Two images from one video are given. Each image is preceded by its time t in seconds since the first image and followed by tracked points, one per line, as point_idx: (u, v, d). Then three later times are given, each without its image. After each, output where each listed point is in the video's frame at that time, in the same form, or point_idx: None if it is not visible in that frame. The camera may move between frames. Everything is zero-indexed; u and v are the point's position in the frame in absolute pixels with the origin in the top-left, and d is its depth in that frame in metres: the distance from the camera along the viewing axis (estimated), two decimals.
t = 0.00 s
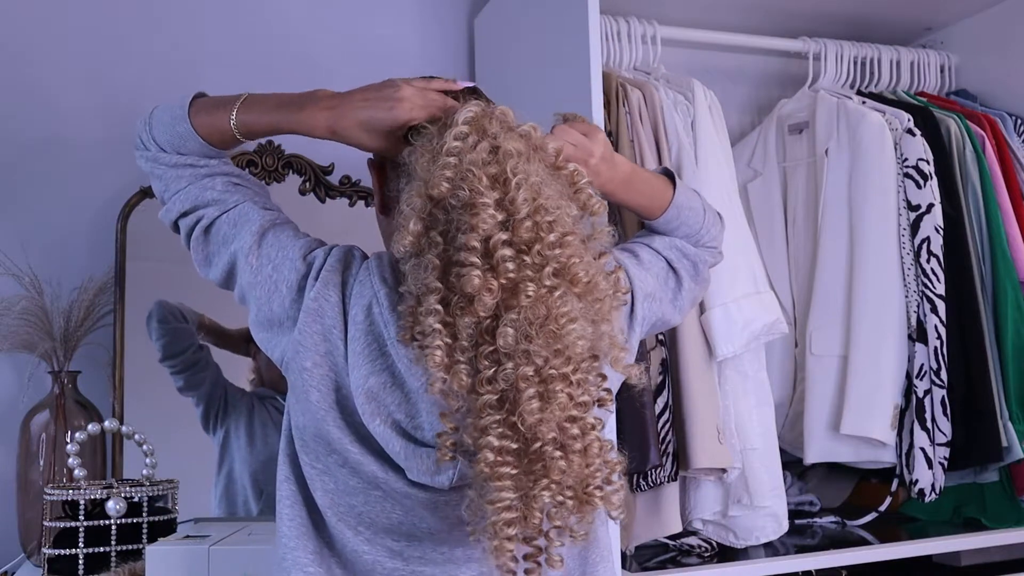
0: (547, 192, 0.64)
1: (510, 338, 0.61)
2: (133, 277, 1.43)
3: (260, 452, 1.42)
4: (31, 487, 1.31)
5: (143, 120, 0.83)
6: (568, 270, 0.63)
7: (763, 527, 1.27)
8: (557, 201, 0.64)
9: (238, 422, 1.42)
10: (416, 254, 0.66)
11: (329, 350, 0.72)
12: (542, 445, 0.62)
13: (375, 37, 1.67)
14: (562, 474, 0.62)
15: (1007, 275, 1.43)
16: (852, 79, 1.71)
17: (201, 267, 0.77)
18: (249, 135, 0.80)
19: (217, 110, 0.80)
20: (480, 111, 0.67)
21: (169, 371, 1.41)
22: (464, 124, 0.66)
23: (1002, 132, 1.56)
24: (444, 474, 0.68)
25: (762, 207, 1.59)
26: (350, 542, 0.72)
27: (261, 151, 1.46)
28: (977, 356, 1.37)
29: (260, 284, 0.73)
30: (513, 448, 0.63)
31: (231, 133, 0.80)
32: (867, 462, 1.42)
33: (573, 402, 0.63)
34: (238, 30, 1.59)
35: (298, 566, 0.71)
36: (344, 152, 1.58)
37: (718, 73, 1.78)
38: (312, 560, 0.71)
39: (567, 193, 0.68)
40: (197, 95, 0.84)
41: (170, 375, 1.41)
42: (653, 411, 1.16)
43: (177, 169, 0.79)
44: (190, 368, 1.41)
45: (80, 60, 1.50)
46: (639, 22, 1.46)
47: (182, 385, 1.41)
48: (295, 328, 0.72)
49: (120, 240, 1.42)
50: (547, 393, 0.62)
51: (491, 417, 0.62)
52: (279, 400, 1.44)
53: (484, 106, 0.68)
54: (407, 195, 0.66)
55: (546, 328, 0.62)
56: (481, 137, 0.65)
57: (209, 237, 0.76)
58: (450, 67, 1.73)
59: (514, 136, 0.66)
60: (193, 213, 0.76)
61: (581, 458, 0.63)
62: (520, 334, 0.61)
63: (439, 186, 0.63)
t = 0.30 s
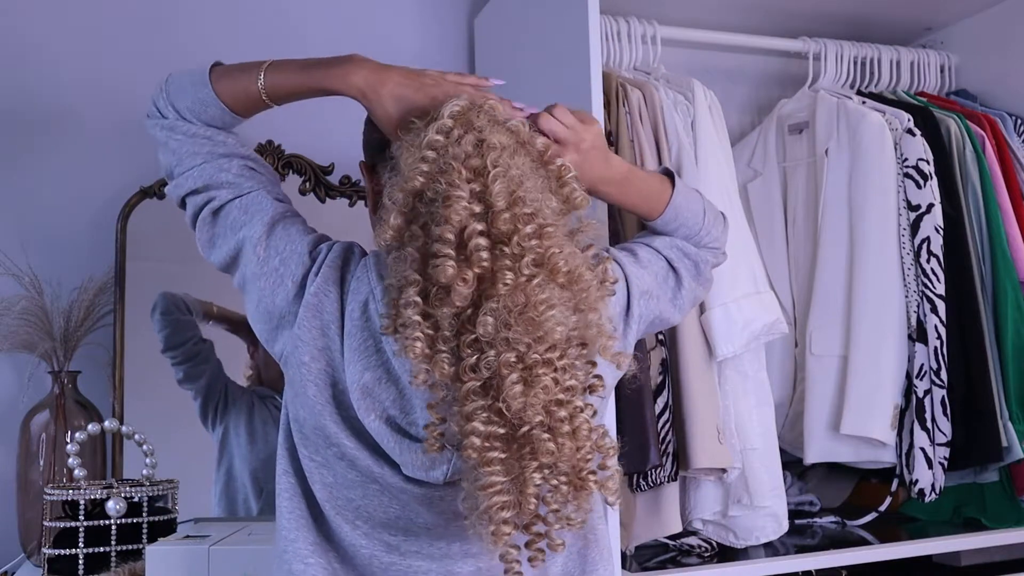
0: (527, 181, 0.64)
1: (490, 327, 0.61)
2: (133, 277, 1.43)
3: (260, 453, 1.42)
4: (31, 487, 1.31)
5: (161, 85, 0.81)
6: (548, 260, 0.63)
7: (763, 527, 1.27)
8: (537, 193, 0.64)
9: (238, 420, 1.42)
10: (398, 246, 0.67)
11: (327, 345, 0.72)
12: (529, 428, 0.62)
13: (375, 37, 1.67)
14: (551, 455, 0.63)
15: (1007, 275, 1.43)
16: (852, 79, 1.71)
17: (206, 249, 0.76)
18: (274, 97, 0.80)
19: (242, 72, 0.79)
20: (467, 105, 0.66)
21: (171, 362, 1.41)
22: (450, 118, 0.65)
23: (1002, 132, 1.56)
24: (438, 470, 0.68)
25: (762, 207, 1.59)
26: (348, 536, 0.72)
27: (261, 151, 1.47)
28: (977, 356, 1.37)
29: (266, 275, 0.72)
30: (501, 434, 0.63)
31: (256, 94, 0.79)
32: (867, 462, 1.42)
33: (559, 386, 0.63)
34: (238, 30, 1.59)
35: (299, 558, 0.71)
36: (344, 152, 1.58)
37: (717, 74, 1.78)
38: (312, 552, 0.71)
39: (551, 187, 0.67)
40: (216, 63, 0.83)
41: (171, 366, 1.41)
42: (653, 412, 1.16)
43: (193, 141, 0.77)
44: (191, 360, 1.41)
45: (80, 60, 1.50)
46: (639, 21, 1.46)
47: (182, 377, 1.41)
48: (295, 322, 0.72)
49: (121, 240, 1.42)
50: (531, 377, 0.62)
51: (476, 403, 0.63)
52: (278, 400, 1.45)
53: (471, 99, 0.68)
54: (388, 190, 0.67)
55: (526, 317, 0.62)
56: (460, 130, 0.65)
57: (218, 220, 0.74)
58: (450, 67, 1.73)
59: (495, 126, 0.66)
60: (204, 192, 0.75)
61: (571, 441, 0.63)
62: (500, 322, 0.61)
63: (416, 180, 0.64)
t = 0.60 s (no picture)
0: (548, 203, 0.64)
1: (506, 347, 0.61)
2: (133, 278, 1.43)
3: (260, 453, 1.42)
4: (31, 487, 1.31)
5: (158, 81, 0.80)
6: (568, 282, 0.63)
7: (763, 527, 1.27)
8: (559, 214, 0.64)
9: (239, 418, 1.42)
10: (414, 262, 0.66)
11: (332, 344, 0.73)
12: (530, 451, 0.62)
13: (375, 36, 1.67)
14: (546, 483, 0.62)
15: (1007, 275, 1.43)
16: (852, 79, 1.71)
17: (207, 248, 0.75)
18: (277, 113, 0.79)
19: (247, 84, 0.78)
20: (484, 120, 0.67)
21: (170, 363, 1.41)
22: (467, 134, 0.66)
23: (1002, 132, 1.56)
24: (441, 473, 0.69)
25: (762, 207, 1.59)
26: (348, 534, 0.72)
27: (261, 151, 1.47)
28: (977, 356, 1.37)
29: (273, 275, 0.72)
30: (501, 453, 0.63)
31: (259, 109, 0.78)
32: (867, 462, 1.42)
33: (564, 412, 0.62)
34: (237, 30, 1.59)
35: (302, 554, 0.71)
36: (344, 152, 1.58)
37: (717, 74, 1.78)
38: (314, 549, 0.71)
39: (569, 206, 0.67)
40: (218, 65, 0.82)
41: (170, 367, 1.41)
42: (653, 412, 1.16)
43: (192, 139, 0.76)
44: (190, 360, 1.42)
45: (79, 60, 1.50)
46: (639, 22, 1.46)
47: (181, 377, 1.41)
48: (302, 323, 0.72)
49: (120, 241, 1.42)
50: (539, 402, 0.62)
51: (481, 422, 0.62)
52: (280, 397, 1.45)
53: (489, 115, 0.68)
54: (406, 205, 0.66)
55: (543, 339, 0.61)
56: (483, 148, 0.65)
57: (220, 219, 0.74)
58: (450, 66, 1.73)
59: (517, 147, 0.66)
60: (204, 191, 0.74)
61: (569, 467, 0.63)
62: (516, 344, 0.61)
63: (437, 198, 0.63)
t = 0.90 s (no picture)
0: (572, 210, 0.65)
1: (533, 351, 0.61)
2: (133, 278, 1.43)
3: (260, 453, 1.42)
4: (31, 487, 1.31)
5: (163, 68, 0.76)
6: (591, 288, 0.64)
7: (763, 527, 1.27)
8: (582, 222, 0.65)
9: (241, 416, 1.43)
10: (439, 269, 0.65)
11: (347, 345, 0.73)
12: (558, 452, 0.62)
13: (375, 37, 1.67)
14: (576, 482, 0.63)
15: (1007, 275, 1.43)
16: (852, 79, 1.71)
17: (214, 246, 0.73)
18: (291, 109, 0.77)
19: (261, 78, 0.75)
20: (504, 126, 0.67)
21: (172, 366, 1.41)
22: (488, 140, 0.65)
23: (1002, 132, 1.56)
24: (456, 473, 0.69)
25: (762, 207, 1.59)
26: (356, 532, 0.73)
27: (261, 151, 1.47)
28: (977, 356, 1.37)
29: (291, 275, 0.71)
30: (529, 455, 0.63)
31: (273, 104, 0.76)
32: (867, 462, 1.42)
33: (589, 412, 0.63)
34: (237, 30, 1.59)
35: (308, 552, 0.71)
36: (344, 152, 1.58)
37: (717, 74, 1.78)
38: (319, 548, 0.71)
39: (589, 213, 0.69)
40: (223, 54, 0.79)
41: (170, 370, 1.41)
42: (653, 412, 1.16)
43: (200, 133, 0.73)
44: (189, 360, 1.42)
45: (79, 60, 1.50)
46: (640, 22, 1.46)
47: (182, 379, 1.41)
48: (318, 322, 0.72)
49: (120, 240, 1.42)
50: (566, 403, 0.62)
51: (508, 425, 0.63)
52: (284, 398, 1.46)
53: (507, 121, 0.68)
54: (429, 213, 0.66)
55: (570, 343, 0.62)
56: (505, 155, 0.65)
57: (230, 216, 0.72)
58: (450, 66, 1.73)
59: (537, 156, 0.66)
60: (213, 187, 0.72)
61: (593, 466, 0.63)
62: (543, 347, 0.62)
63: (466, 207, 0.63)
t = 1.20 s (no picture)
0: (567, 196, 0.65)
1: (540, 341, 0.61)
2: (133, 277, 1.43)
3: (261, 454, 1.42)
4: (31, 487, 1.31)
5: (135, 91, 0.74)
6: (590, 273, 0.65)
7: (763, 527, 1.27)
8: (577, 207, 0.66)
9: (241, 418, 1.42)
10: (435, 264, 0.66)
11: (354, 347, 0.73)
12: (574, 441, 0.62)
13: (375, 37, 1.67)
14: (596, 469, 0.62)
15: (1007, 275, 1.43)
16: (852, 79, 1.71)
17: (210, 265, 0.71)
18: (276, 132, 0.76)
19: (243, 103, 0.75)
20: (487, 118, 0.67)
21: (168, 382, 1.41)
22: (474, 132, 0.65)
23: (1002, 132, 1.56)
24: (466, 473, 0.69)
25: (762, 207, 1.59)
26: (364, 537, 0.72)
27: (261, 151, 1.47)
28: (977, 356, 1.37)
29: (298, 283, 0.72)
30: (544, 447, 0.63)
31: (257, 130, 0.75)
32: (867, 462, 1.42)
33: (600, 399, 0.63)
34: (238, 30, 1.59)
35: (312, 560, 0.71)
36: (344, 152, 1.58)
37: (717, 74, 1.78)
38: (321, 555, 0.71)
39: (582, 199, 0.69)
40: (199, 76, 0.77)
41: (165, 384, 1.41)
42: (653, 411, 1.16)
43: (183, 156, 0.72)
44: (181, 371, 1.41)
45: (79, 60, 1.50)
46: (639, 22, 1.46)
47: (179, 390, 1.41)
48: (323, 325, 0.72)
49: (120, 240, 1.42)
50: (577, 391, 0.62)
51: (522, 417, 0.62)
52: (283, 399, 1.45)
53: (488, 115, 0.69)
54: (422, 209, 0.66)
55: (574, 329, 0.63)
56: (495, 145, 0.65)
57: (227, 235, 0.71)
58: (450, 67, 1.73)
59: (527, 144, 0.66)
60: (206, 209, 0.71)
61: (610, 453, 0.63)
62: (548, 336, 0.62)
63: (457, 198, 0.63)
